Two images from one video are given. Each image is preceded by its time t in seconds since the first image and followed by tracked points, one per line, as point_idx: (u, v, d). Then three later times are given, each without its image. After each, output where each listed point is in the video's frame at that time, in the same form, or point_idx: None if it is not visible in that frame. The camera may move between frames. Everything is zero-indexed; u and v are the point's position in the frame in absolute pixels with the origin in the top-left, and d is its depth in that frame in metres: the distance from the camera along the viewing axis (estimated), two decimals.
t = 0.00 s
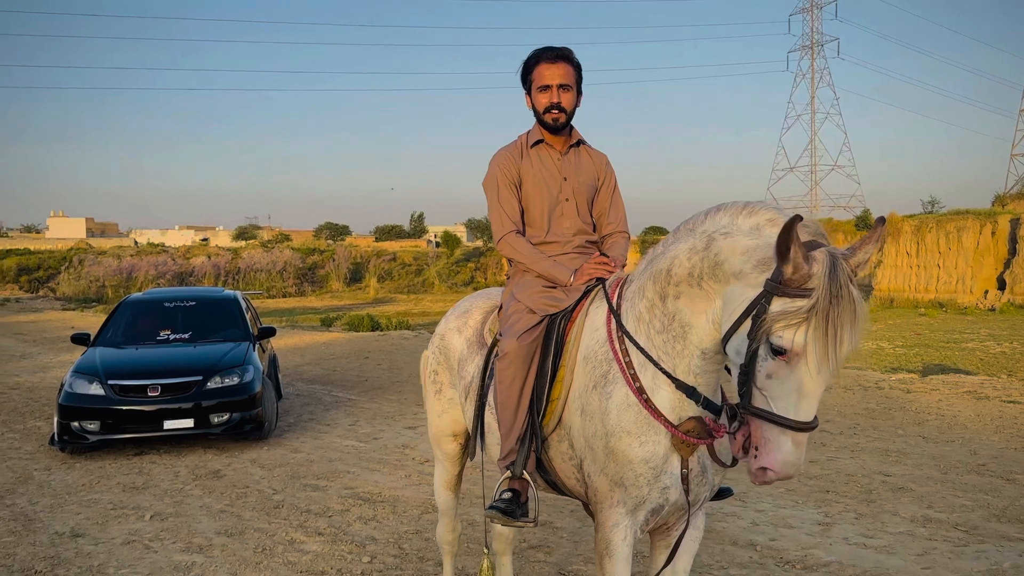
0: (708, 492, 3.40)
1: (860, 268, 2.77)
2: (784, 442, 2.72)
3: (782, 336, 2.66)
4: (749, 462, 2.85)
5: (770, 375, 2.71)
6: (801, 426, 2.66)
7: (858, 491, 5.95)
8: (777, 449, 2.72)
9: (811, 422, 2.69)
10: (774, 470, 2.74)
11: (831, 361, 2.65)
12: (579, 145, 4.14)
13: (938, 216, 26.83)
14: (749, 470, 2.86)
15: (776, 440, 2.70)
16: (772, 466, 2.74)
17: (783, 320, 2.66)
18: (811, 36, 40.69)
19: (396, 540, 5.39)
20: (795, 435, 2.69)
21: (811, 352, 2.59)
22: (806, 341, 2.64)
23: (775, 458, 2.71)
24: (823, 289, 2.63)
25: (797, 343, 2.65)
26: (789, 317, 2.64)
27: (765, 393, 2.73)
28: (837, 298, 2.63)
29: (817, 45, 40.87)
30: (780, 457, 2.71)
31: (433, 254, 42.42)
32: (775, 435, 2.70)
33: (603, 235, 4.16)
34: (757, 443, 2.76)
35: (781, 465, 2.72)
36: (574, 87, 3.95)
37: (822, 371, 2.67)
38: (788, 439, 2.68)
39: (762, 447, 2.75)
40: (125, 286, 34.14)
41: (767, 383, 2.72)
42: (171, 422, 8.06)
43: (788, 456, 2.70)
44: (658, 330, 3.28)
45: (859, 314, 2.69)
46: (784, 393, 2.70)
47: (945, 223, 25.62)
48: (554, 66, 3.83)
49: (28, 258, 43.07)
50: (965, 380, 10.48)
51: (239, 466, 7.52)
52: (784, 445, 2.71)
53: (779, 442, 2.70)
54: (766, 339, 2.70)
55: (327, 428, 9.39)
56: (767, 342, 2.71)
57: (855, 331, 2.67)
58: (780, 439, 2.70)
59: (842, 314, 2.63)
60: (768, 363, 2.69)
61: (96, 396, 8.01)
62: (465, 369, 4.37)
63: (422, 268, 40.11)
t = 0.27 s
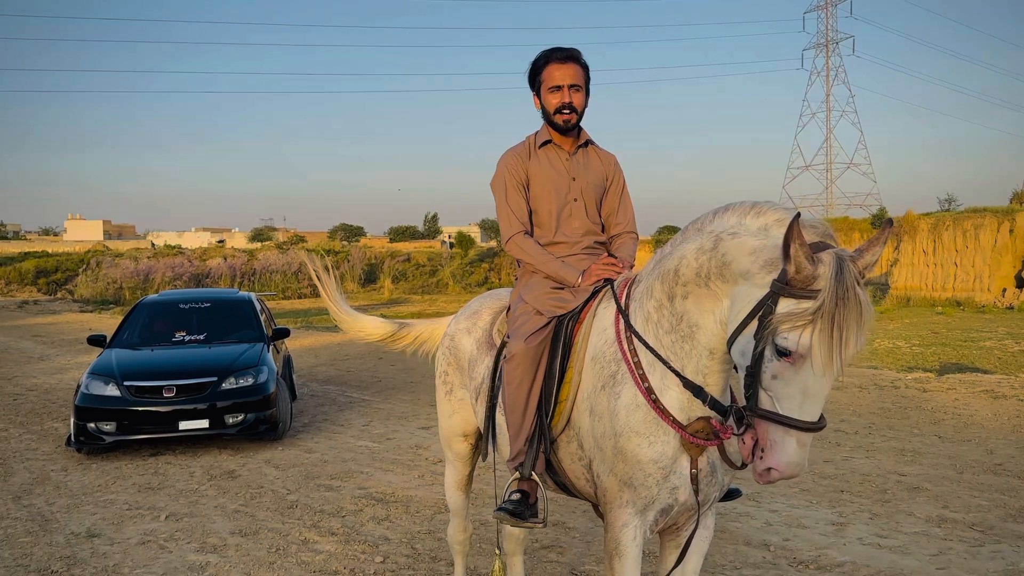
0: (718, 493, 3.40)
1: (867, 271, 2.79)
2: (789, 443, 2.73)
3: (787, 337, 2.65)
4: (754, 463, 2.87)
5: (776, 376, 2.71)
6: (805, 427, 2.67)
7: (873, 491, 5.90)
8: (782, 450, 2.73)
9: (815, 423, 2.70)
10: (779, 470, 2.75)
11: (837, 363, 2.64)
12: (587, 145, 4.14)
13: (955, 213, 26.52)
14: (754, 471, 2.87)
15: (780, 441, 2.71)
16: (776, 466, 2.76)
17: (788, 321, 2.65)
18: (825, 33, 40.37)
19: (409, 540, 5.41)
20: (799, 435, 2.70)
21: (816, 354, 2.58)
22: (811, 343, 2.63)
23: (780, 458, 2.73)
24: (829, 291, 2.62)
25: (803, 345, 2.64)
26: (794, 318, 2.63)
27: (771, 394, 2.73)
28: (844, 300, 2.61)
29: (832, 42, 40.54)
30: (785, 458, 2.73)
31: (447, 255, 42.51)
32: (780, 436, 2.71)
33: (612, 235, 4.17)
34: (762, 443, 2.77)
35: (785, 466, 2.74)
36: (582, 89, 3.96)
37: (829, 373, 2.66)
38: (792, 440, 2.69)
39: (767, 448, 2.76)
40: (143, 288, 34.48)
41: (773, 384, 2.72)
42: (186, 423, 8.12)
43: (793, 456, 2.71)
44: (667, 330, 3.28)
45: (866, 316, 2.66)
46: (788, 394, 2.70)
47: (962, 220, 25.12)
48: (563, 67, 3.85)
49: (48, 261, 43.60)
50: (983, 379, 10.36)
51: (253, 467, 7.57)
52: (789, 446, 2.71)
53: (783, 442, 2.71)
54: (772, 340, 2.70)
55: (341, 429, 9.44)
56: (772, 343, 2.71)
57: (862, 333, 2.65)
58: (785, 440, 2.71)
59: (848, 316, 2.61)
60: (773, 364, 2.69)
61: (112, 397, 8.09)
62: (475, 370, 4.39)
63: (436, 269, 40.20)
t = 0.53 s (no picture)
0: (729, 490, 3.40)
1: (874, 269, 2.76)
2: (793, 440, 2.75)
3: (793, 335, 2.66)
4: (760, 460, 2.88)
5: (781, 373, 2.72)
6: (809, 425, 2.68)
7: (886, 490, 5.86)
8: (786, 446, 2.74)
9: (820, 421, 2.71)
10: (783, 467, 2.76)
11: (844, 361, 2.64)
12: (596, 143, 4.14)
13: (970, 210, 26.26)
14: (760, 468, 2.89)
15: (785, 438, 2.73)
16: (780, 463, 2.77)
17: (795, 320, 2.66)
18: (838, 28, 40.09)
19: (420, 539, 5.43)
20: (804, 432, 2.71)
21: (822, 353, 2.58)
22: (818, 341, 2.64)
23: (784, 455, 2.74)
24: (836, 289, 2.62)
25: (809, 343, 2.65)
26: (799, 316, 2.64)
27: (776, 391, 2.74)
28: (850, 299, 2.61)
29: (844, 40, 40.15)
30: (789, 455, 2.74)
31: (459, 254, 42.56)
32: (784, 433, 2.72)
33: (621, 233, 4.17)
34: (767, 440, 2.78)
35: (789, 463, 2.75)
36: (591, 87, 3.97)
37: (834, 371, 2.66)
38: (796, 437, 2.71)
39: (771, 445, 2.77)
40: (158, 288, 34.76)
41: (778, 381, 2.72)
42: (200, 422, 8.19)
43: (797, 453, 2.72)
44: (674, 328, 3.28)
45: (873, 314, 2.66)
46: (794, 392, 2.71)
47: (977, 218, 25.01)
48: (573, 64, 3.87)
49: (64, 262, 44.04)
50: (998, 377, 10.26)
51: (267, 465, 7.62)
52: (793, 443, 2.72)
53: (788, 439, 2.73)
54: (777, 338, 2.71)
55: (353, 428, 9.48)
56: (778, 341, 2.72)
57: (868, 331, 2.65)
58: (788, 437, 2.73)
59: (855, 314, 2.61)
60: (778, 362, 2.70)
61: (127, 396, 8.16)
62: (485, 369, 4.40)
63: (448, 268, 40.26)
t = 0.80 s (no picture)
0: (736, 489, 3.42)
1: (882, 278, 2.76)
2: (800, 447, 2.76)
3: (801, 344, 2.67)
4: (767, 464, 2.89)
5: (788, 381, 2.73)
6: (817, 431, 2.69)
7: (894, 488, 6.00)
8: (793, 452, 2.75)
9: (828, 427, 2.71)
10: (790, 473, 2.78)
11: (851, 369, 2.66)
12: (601, 144, 4.16)
13: (979, 208, 26.07)
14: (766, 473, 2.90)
15: (792, 445, 2.74)
16: (787, 470, 2.78)
17: (803, 329, 2.68)
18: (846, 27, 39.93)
19: (430, 537, 5.47)
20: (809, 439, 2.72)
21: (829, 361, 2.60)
22: (825, 350, 2.66)
23: (791, 462, 2.75)
24: (843, 299, 2.63)
25: (816, 352, 2.66)
26: (807, 325, 2.65)
27: (783, 399, 2.76)
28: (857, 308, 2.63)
29: (851, 38, 39.91)
30: (796, 461, 2.75)
31: (468, 254, 42.61)
32: (790, 439, 2.73)
33: (628, 233, 4.18)
34: (773, 446, 2.79)
35: (796, 469, 2.77)
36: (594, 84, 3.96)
37: (841, 378, 2.68)
38: (803, 444, 2.72)
39: (778, 451, 2.78)
40: (169, 288, 34.96)
41: (785, 389, 2.74)
42: (211, 422, 8.26)
43: (804, 460, 2.73)
44: (682, 329, 3.30)
45: (880, 323, 2.68)
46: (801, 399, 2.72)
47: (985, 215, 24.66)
48: (574, 69, 3.88)
49: (76, 263, 44.36)
50: (1007, 375, 10.24)
51: (278, 464, 7.68)
52: (799, 449, 2.74)
53: (795, 446, 2.74)
54: (785, 347, 2.72)
55: (363, 426, 9.54)
56: (786, 350, 2.73)
57: (876, 340, 2.67)
58: (795, 443, 2.74)
59: (862, 323, 2.63)
60: (786, 370, 2.71)
61: (138, 396, 8.24)
62: (493, 369, 4.42)
63: (457, 268, 40.32)
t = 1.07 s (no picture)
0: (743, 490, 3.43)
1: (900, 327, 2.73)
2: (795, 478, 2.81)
3: (811, 390, 2.67)
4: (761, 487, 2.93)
5: (794, 420, 2.74)
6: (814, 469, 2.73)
7: (900, 487, 6.06)
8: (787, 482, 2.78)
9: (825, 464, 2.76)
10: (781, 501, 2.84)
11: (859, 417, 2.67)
12: (609, 144, 4.18)
13: (985, 208, 25.93)
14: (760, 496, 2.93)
15: (788, 478, 2.79)
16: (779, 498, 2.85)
17: (815, 375, 2.66)
18: (853, 28, 39.89)
19: (437, 536, 5.50)
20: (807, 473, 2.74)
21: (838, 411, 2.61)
22: (835, 396, 2.65)
23: (785, 493, 2.81)
24: (860, 350, 2.61)
25: (826, 400, 2.66)
26: (822, 372, 2.64)
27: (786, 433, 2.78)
28: (873, 363, 2.61)
29: (858, 38, 39.70)
30: (789, 492, 2.81)
31: (474, 254, 42.69)
32: (788, 471, 2.75)
33: (636, 233, 4.20)
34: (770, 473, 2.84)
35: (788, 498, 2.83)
36: (604, 83, 3.97)
37: (848, 424, 2.69)
38: (799, 478, 2.77)
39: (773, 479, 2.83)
40: (178, 288, 35.13)
41: (790, 426, 2.75)
42: (220, 421, 8.30)
43: (797, 492, 2.79)
44: (691, 335, 3.31)
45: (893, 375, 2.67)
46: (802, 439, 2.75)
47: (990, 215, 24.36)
48: (581, 69, 3.90)
49: (86, 264, 44.69)
50: (1015, 375, 10.20)
51: (286, 463, 7.72)
52: (795, 480, 2.76)
53: (790, 478, 2.79)
54: (795, 388, 2.71)
55: (370, 426, 9.57)
56: (795, 390, 2.73)
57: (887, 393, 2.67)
58: (790, 474, 2.77)
59: (876, 377, 2.62)
60: (793, 410, 2.72)
61: (148, 396, 8.29)
62: (501, 367, 4.44)
63: (464, 268, 40.38)
